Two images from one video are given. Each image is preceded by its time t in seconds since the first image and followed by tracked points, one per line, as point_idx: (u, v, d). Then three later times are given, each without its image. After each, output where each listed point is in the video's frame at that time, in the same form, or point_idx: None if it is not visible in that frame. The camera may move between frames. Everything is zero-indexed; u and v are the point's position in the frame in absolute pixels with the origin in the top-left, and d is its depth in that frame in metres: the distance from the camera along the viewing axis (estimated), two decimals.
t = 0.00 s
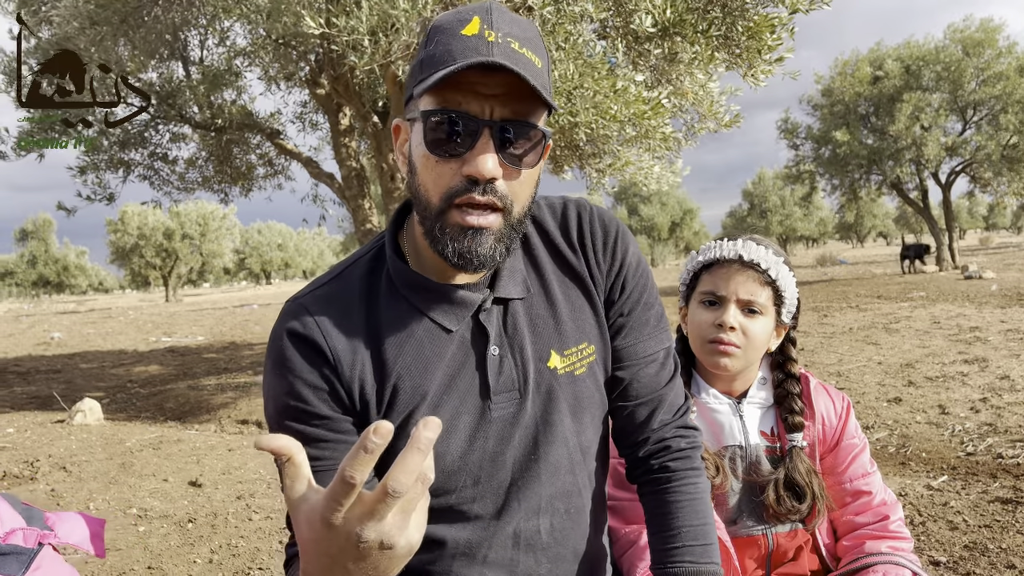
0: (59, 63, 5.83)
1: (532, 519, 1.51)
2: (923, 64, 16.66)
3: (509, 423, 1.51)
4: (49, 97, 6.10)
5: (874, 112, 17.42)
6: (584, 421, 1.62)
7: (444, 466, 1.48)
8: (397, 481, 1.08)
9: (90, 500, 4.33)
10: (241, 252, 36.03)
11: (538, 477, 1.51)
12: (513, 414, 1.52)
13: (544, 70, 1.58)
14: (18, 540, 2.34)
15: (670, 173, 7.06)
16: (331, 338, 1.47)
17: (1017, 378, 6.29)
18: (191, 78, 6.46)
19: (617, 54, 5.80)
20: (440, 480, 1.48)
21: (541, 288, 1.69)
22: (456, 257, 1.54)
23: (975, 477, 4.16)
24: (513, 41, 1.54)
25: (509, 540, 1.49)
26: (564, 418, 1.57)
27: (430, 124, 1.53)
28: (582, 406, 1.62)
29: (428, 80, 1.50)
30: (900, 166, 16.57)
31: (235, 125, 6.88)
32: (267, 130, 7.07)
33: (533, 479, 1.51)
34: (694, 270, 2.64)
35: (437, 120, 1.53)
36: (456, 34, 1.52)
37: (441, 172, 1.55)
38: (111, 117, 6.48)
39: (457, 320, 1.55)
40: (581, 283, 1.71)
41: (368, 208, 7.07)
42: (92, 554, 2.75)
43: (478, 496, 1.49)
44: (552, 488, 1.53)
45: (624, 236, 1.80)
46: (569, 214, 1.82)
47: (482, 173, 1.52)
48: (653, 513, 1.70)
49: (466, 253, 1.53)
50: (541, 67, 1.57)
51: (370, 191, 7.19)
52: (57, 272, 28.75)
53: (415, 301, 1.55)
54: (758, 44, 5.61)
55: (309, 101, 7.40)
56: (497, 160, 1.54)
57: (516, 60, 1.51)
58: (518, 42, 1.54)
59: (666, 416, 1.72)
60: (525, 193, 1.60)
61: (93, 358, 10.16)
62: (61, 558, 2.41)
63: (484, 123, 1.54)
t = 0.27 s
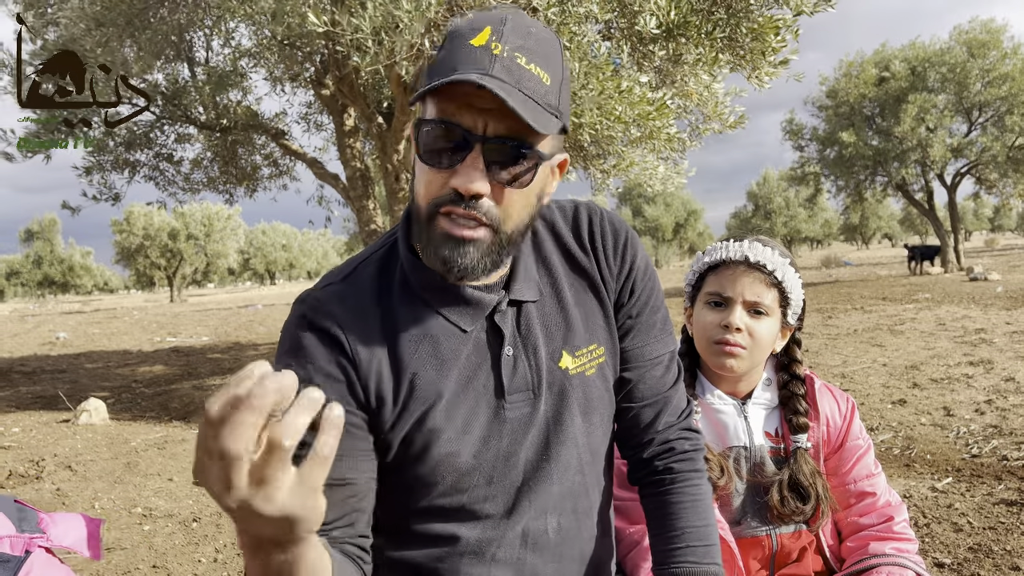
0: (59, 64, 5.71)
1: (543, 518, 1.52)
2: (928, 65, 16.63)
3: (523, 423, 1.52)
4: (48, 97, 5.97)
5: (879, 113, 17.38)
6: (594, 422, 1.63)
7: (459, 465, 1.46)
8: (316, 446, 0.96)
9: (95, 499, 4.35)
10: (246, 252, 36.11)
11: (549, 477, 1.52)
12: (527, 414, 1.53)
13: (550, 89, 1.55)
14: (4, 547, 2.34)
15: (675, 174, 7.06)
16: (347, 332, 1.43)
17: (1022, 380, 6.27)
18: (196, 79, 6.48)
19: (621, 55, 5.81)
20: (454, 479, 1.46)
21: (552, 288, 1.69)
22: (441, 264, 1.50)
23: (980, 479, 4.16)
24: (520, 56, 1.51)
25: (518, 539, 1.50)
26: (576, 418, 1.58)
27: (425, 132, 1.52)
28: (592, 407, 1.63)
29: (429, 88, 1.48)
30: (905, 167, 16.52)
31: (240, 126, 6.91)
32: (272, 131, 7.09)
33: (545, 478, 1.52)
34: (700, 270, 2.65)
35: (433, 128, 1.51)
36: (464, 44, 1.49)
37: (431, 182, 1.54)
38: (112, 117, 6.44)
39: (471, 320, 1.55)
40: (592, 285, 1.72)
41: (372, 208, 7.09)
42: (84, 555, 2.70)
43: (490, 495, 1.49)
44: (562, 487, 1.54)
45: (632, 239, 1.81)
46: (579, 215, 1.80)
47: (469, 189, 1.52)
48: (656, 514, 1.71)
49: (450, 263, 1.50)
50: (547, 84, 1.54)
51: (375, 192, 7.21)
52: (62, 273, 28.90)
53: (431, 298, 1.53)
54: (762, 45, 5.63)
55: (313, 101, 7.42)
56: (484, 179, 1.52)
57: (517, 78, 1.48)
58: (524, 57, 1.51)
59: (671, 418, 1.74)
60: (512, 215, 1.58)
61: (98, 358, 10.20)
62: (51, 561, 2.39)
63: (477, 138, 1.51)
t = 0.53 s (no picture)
0: (60, 63, 5.94)
1: (544, 517, 1.53)
2: (935, 67, 16.58)
3: (525, 422, 1.52)
4: (49, 97, 6.22)
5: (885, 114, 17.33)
6: (595, 421, 1.63)
7: (462, 464, 1.45)
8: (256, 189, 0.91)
9: (100, 498, 4.37)
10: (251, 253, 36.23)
11: (551, 476, 1.53)
12: (529, 414, 1.53)
13: (533, 84, 1.55)
14: None
15: (680, 175, 7.05)
16: (349, 324, 1.44)
17: None
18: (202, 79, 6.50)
19: (626, 55, 5.81)
20: (457, 479, 1.46)
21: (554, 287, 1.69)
22: (439, 272, 1.51)
23: (986, 481, 4.14)
24: (498, 56, 1.52)
25: (520, 539, 1.50)
26: (577, 417, 1.58)
27: (412, 144, 1.54)
28: (594, 407, 1.63)
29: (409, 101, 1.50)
30: (911, 169, 16.47)
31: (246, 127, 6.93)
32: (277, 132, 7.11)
33: (546, 478, 1.52)
34: (707, 270, 2.64)
35: (418, 140, 1.53)
36: (441, 50, 1.51)
37: (422, 194, 1.55)
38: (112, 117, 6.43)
39: (473, 319, 1.55)
40: (594, 284, 1.71)
41: (377, 209, 7.10)
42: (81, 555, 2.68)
43: (492, 496, 1.49)
44: (563, 487, 1.55)
45: (635, 238, 1.80)
46: (581, 214, 1.80)
47: (459, 195, 1.52)
48: (659, 514, 1.71)
49: (448, 273, 1.51)
50: (529, 81, 1.54)
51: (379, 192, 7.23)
52: (69, 273, 29.07)
53: (432, 296, 1.54)
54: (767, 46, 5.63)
55: (319, 102, 7.43)
56: (473, 183, 1.52)
57: (497, 79, 1.49)
58: (503, 57, 1.52)
59: (674, 417, 1.74)
60: (506, 214, 1.58)
61: (104, 358, 10.24)
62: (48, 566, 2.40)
63: (462, 144, 1.52)
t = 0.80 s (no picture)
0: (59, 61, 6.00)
1: (546, 519, 1.53)
2: (942, 67, 16.52)
3: (526, 423, 1.52)
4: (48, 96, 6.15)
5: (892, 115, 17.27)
6: (597, 422, 1.62)
7: (462, 465, 1.46)
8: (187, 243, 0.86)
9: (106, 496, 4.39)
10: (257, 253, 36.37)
11: (552, 477, 1.52)
12: (530, 415, 1.53)
13: (532, 78, 1.56)
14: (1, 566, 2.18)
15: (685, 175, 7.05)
16: (351, 322, 1.45)
17: None
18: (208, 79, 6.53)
19: (632, 56, 5.81)
20: (458, 480, 1.46)
21: (554, 288, 1.68)
22: (445, 267, 1.53)
23: (993, 482, 4.11)
24: (496, 50, 1.53)
25: (522, 540, 1.50)
26: (579, 418, 1.58)
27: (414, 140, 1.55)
28: (596, 407, 1.62)
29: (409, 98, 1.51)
30: (918, 170, 16.42)
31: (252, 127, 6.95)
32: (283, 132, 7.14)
33: (548, 479, 1.52)
34: (713, 270, 2.64)
35: (421, 136, 1.55)
36: (439, 46, 1.52)
37: (427, 189, 1.57)
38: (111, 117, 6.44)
39: (472, 320, 1.56)
40: (595, 285, 1.70)
41: (383, 209, 7.12)
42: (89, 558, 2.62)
43: (494, 497, 1.49)
44: (565, 488, 1.54)
45: (637, 239, 1.79)
46: (583, 215, 1.80)
47: (464, 191, 1.54)
48: (662, 515, 1.72)
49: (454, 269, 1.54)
50: (527, 74, 1.55)
51: (385, 192, 7.24)
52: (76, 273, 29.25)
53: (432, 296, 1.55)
54: (773, 46, 5.63)
55: (325, 102, 7.45)
56: (478, 177, 1.55)
57: (496, 73, 1.50)
58: (500, 51, 1.53)
59: (676, 418, 1.73)
60: (510, 208, 1.60)
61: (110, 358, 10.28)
62: None
63: (466, 140, 1.54)
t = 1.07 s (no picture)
0: (58, 63, 6.05)
1: (545, 521, 1.52)
2: (949, 67, 16.44)
3: (522, 424, 1.52)
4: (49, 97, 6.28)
5: (898, 115, 17.20)
6: (594, 422, 1.62)
7: (458, 467, 1.46)
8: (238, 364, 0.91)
9: (113, 496, 4.42)
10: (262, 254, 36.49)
11: (550, 479, 1.52)
12: (526, 415, 1.53)
13: (514, 47, 1.60)
14: None
15: (691, 176, 7.04)
16: (343, 325, 1.49)
17: None
18: (214, 80, 6.55)
19: (637, 56, 5.80)
20: (454, 482, 1.47)
21: (551, 288, 1.69)
22: (451, 243, 1.57)
23: (999, 484, 4.10)
24: (478, 24, 1.58)
25: (521, 542, 1.50)
26: (575, 419, 1.58)
27: (408, 118, 1.59)
28: (592, 407, 1.62)
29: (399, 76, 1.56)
30: (925, 170, 16.34)
31: (258, 128, 6.98)
32: (288, 133, 7.16)
33: (545, 480, 1.52)
34: (718, 270, 2.63)
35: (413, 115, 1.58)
36: (421, 28, 1.57)
37: (425, 165, 1.60)
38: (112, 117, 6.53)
39: (468, 321, 1.57)
40: (591, 285, 1.71)
41: (388, 210, 7.14)
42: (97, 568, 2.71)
43: (490, 499, 1.49)
44: (563, 489, 1.54)
45: (635, 237, 1.80)
46: (579, 214, 1.82)
47: (463, 158, 1.56)
48: (663, 516, 1.71)
49: (460, 238, 1.57)
50: (511, 44, 1.59)
51: (390, 193, 7.26)
52: (83, 273, 29.40)
53: (426, 299, 1.58)
54: (778, 47, 5.63)
55: (330, 103, 7.47)
56: (476, 143, 1.57)
57: (481, 41, 1.54)
58: (482, 24, 1.58)
59: (676, 418, 1.72)
60: (511, 172, 1.63)
61: (117, 358, 10.33)
62: None
63: (459, 108, 1.57)
